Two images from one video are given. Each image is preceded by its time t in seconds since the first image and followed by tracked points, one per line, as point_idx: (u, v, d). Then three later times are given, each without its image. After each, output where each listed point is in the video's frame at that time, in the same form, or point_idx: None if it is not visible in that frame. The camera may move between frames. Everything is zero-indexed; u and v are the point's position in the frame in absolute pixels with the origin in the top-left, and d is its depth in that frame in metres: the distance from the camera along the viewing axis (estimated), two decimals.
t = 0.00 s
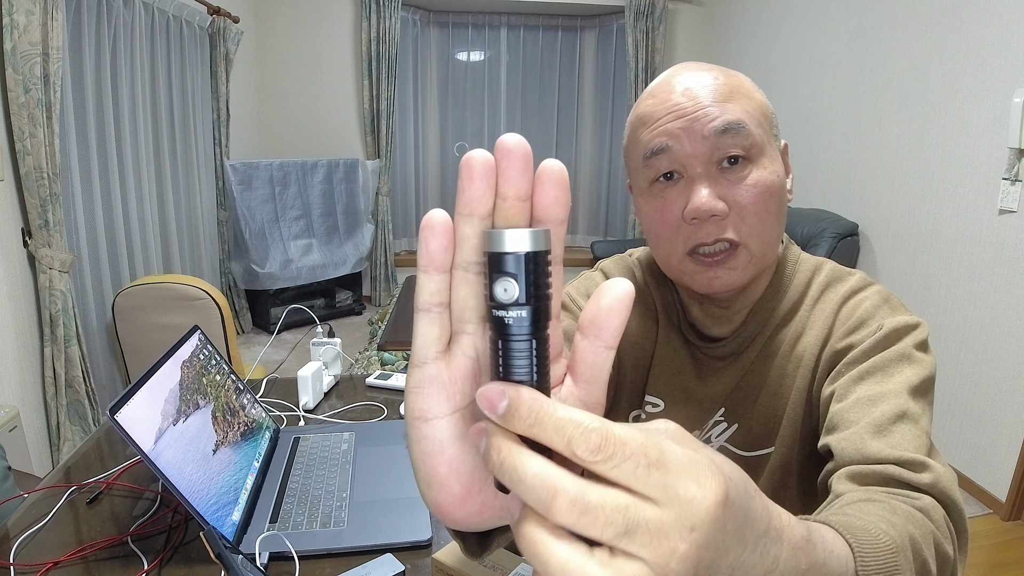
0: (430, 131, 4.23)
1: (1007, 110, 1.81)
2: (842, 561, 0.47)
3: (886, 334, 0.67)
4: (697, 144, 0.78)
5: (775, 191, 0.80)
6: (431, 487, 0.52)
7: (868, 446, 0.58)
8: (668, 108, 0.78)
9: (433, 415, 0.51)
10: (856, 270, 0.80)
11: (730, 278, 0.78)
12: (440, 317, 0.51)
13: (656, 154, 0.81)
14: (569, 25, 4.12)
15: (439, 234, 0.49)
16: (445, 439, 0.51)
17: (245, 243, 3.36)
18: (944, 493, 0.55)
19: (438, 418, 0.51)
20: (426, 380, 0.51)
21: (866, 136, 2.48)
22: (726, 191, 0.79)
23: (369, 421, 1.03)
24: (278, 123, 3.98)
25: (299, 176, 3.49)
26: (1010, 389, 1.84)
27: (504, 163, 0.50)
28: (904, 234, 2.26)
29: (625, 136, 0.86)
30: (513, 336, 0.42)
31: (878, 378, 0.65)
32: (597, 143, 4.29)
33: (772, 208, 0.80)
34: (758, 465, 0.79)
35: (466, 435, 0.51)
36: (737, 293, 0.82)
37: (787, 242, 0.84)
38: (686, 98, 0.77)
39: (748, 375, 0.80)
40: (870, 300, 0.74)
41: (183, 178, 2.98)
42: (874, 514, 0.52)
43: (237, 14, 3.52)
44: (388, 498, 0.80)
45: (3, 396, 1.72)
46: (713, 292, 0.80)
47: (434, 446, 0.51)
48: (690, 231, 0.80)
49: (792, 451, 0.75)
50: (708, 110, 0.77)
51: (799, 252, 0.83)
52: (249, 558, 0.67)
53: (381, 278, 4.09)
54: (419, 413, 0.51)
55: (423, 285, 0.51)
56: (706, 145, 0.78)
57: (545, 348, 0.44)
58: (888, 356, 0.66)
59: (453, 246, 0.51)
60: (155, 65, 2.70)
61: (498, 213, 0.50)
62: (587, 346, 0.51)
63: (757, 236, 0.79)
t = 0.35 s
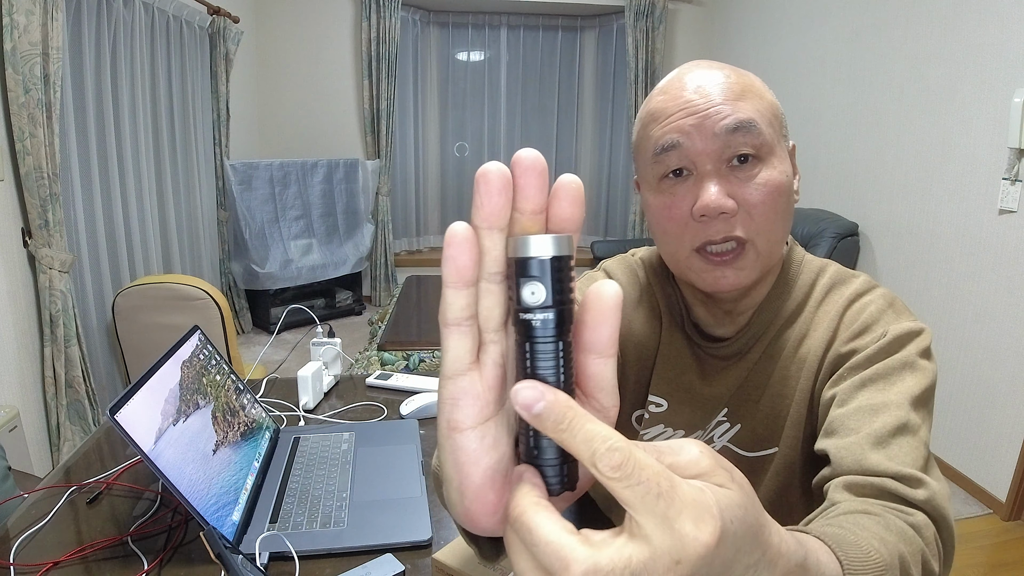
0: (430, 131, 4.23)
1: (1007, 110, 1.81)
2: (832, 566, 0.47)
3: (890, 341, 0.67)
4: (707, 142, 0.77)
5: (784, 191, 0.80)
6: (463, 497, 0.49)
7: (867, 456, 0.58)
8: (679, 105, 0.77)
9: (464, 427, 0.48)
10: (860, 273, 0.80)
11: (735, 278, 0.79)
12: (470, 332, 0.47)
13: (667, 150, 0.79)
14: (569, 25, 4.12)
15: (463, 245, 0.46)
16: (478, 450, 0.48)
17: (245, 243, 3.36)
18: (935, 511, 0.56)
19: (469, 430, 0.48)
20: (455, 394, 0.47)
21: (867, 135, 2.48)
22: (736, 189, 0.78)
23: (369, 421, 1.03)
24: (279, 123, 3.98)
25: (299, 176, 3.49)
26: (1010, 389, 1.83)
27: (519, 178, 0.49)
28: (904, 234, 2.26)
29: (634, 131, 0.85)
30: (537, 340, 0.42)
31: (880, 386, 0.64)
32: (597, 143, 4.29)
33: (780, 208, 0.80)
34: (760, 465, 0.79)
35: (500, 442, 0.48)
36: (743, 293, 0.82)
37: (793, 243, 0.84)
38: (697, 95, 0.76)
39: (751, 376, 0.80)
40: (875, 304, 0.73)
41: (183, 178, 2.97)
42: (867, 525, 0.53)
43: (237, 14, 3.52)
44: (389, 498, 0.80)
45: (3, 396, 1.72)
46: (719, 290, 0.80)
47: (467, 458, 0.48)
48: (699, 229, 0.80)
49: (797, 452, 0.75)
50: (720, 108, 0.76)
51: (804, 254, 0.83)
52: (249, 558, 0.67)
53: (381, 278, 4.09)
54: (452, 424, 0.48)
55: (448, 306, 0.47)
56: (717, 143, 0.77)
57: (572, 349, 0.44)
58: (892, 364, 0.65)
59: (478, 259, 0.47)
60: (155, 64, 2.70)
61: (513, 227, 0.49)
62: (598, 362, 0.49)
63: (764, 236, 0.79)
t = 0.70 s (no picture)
0: (430, 131, 4.23)
1: (1007, 110, 1.81)
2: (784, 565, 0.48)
3: (888, 347, 0.67)
4: (716, 141, 0.77)
5: (790, 192, 0.80)
6: (483, 479, 0.49)
7: (857, 460, 0.59)
8: (689, 104, 0.78)
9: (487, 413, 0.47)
10: (863, 277, 0.80)
11: (740, 278, 0.78)
12: (502, 325, 0.46)
13: (675, 149, 0.79)
14: (569, 25, 4.12)
15: (496, 234, 0.44)
16: (501, 436, 0.47)
17: (245, 243, 3.36)
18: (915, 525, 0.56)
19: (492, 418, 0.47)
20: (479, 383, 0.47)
21: (866, 136, 2.48)
22: (742, 190, 0.78)
23: (369, 421, 1.03)
24: (279, 123, 3.98)
25: (299, 176, 3.50)
26: (1010, 389, 1.84)
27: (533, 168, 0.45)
28: (904, 233, 2.26)
29: (642, 129, 0.85)
30: (547, 325, 0.43)
31: (875, 392, 0.65)
32: (597, 143, 4.29)
33: (786, 209, 0.80)
34: (760, 465, 0.80)
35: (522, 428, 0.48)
36: (746, 294, 0.82)
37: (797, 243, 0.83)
38: (706, 95, 0.77)
39: (753, 378, 0.80)
40: (877, 309, 0.73)
41: (183, 178, 2.97)
42: (839, 538, 0.52)
43: (237, 14, 3.52)
44: (389, 497, 0.80)
45: (3, 396, 1.72)
46: (723, 291, 0.80)
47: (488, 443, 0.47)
48: (705, 229, 0.79)
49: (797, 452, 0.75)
50: (729, 108, 0.76)
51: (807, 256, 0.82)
52: (249, 558, 0.67)
53: (381, 278, 4.09)
54: (474, 411, 0.47)
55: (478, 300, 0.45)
56: (725, 142, 0.77)
57: (582, 337, 0.44)
58: (889, 370, 0.66)
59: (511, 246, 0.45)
60: (155, 64, 2.70)
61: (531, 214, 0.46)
62: (598, 359, 0.48)
63: (769, 236, 0.79)
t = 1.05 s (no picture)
0: (431, 131, 4.23)
1: (1007, 110, 1.82)
2: (745, 558, 0.50)
3: (883, 350, 0.67)
4: (717, 141, 0.77)
5: (791, 192, 0.80)
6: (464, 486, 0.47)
7: (843, 461, 0.60)
8: (690, 104, 0.77)
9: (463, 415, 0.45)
10: (862, 278, 0.80)
11: (738, 277, 0.78)
12: (471, 328, 0.44)
13: (676, 149, 0.79)
14: (569, 25, 4.12)
15: (458, 236, 0.42)
16: (477, 438, 0.46)
17: (245, 243, 3.36)
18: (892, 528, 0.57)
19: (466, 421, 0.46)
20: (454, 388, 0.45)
21: (866, 136, 2.48)
22: (743, 190, 0.78)
23: (369, 421, 1.03)
24: (279, 123, 3.98)
25: (299, 176, 3.50)
26: (1010, 389, 1.84)
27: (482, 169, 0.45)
28: (904, 233, 2.26)
29: (643, 129, 0.85)
30: (505, 327, 0.42)
31: (867, 394, 0.65)
32: (597, 143, 4.29)
33: (786, 209, 0.79)
34: (758, 465, 0.80)
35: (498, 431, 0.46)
36: (745, 292, 0.82)
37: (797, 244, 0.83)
38: (708, 96, 0.77)
39: (751, 378, 0.80)
40: (876, 310, 0.73)
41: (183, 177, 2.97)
42: (808, 535, 0.54)
43: (236, 14, 3.52)
44: (388, 497, 0.80)
45: (3, 396, 1.72)
46: (722, 290, 0.80)
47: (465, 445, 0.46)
48: (705, 228, 0.79)
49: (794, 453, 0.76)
50: (731, 108, 0.76)
51: (807, 257, 0.82)
52: (249, 558, 0.67)
53: (381, 277, 4.09)
54: (449, 413, 0.46)
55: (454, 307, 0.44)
56: (726, 143, 0.77)
57: (537, 338, 0.43)
58: (882, 373, 0.66)
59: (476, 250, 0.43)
60: (154, 64, 2.70)
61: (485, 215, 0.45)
62: (559, 361, 0.46)
63: (768, 236, 0.78)
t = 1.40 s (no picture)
0: (431, 130, 4.23)
1: (1007, 110, 1.82)
2: (726, 563, 0.50)
3: (880, 349, 0.67)
4: (715, 140, 0.77)
5: (789, 191, 0.80)
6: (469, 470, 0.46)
7: (838, 461, 0.60)
8: (688, 104, 0.77)
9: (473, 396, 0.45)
10: (860, 276, 0.79)
11: (737, 276, 0.78)
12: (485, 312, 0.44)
13: (673, 148, 0.79)
14: (569, 25, 4.12)
15: (477, 221, 0.43)
16: (485, 424, 0.45)
17: (245, 243, 3.36)
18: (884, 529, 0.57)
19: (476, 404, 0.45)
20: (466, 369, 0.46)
21: (866, 136, 2.48)
22: (741, 189, 0.78)
23: (369, 421, 1.03)
24: (279, 123, 3.98)
25: (299, 176, 3.50)
26: (1009, 389, 1.84)
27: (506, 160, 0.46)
28: (904, 233, 2.26)
29: (641, 128, 0.85)
30: (517, 311, 0.42)
31: (863, 394, 0.65)
32: (597, 143, 4.29)
33: (784, 208, 0.79)
34: (755, 465, 0.80)
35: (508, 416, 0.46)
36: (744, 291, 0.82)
37: (796, 242, 0.83)
38: (706, 95, 0.77)
39: (749, 376, 0.81)
40: (873, 309, 0.73)
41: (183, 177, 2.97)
42: (795, 536, 0.54)
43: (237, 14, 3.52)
44: (387, 497, 0.80)
45: (3, 396, 1.72)
46: (720, 289, 0.80)
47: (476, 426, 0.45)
48: (703, 227, 0.79)
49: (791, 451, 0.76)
50: (728, 108, 0.76)
51: (806, 255, 0.82)
52: (249, 558, 0.67)
53: (381, 277, 4.09)
54: (459, 397, 0.45)
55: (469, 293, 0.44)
56: (724, 142, 0.77)
57: (550, 325, 0.43)
58: (879, 372, 0.66)
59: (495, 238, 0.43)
60: (155, 64, 2.70)
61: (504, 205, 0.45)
62: (571, 350, 0.46)
63: (767, 235, 0.78)
